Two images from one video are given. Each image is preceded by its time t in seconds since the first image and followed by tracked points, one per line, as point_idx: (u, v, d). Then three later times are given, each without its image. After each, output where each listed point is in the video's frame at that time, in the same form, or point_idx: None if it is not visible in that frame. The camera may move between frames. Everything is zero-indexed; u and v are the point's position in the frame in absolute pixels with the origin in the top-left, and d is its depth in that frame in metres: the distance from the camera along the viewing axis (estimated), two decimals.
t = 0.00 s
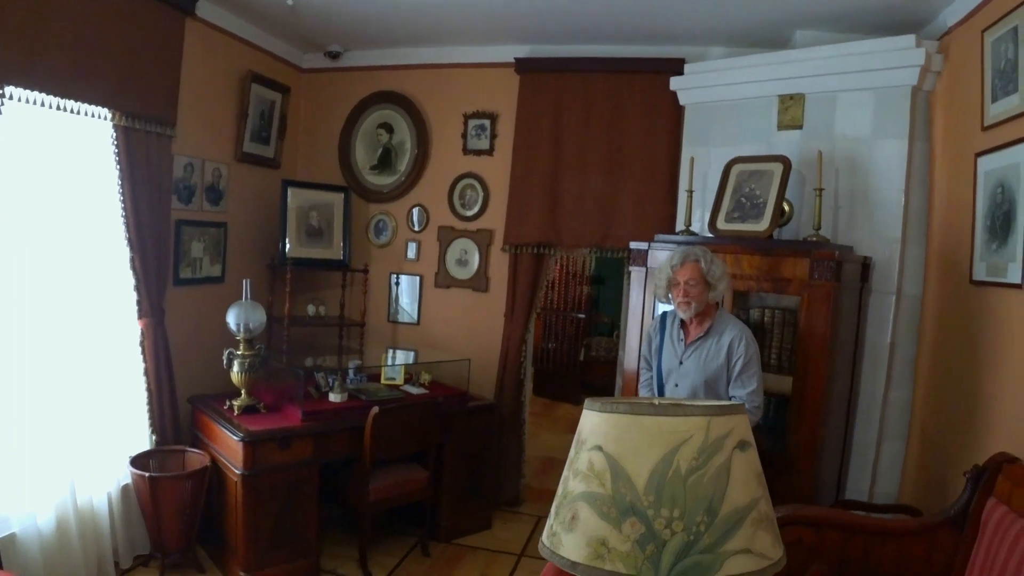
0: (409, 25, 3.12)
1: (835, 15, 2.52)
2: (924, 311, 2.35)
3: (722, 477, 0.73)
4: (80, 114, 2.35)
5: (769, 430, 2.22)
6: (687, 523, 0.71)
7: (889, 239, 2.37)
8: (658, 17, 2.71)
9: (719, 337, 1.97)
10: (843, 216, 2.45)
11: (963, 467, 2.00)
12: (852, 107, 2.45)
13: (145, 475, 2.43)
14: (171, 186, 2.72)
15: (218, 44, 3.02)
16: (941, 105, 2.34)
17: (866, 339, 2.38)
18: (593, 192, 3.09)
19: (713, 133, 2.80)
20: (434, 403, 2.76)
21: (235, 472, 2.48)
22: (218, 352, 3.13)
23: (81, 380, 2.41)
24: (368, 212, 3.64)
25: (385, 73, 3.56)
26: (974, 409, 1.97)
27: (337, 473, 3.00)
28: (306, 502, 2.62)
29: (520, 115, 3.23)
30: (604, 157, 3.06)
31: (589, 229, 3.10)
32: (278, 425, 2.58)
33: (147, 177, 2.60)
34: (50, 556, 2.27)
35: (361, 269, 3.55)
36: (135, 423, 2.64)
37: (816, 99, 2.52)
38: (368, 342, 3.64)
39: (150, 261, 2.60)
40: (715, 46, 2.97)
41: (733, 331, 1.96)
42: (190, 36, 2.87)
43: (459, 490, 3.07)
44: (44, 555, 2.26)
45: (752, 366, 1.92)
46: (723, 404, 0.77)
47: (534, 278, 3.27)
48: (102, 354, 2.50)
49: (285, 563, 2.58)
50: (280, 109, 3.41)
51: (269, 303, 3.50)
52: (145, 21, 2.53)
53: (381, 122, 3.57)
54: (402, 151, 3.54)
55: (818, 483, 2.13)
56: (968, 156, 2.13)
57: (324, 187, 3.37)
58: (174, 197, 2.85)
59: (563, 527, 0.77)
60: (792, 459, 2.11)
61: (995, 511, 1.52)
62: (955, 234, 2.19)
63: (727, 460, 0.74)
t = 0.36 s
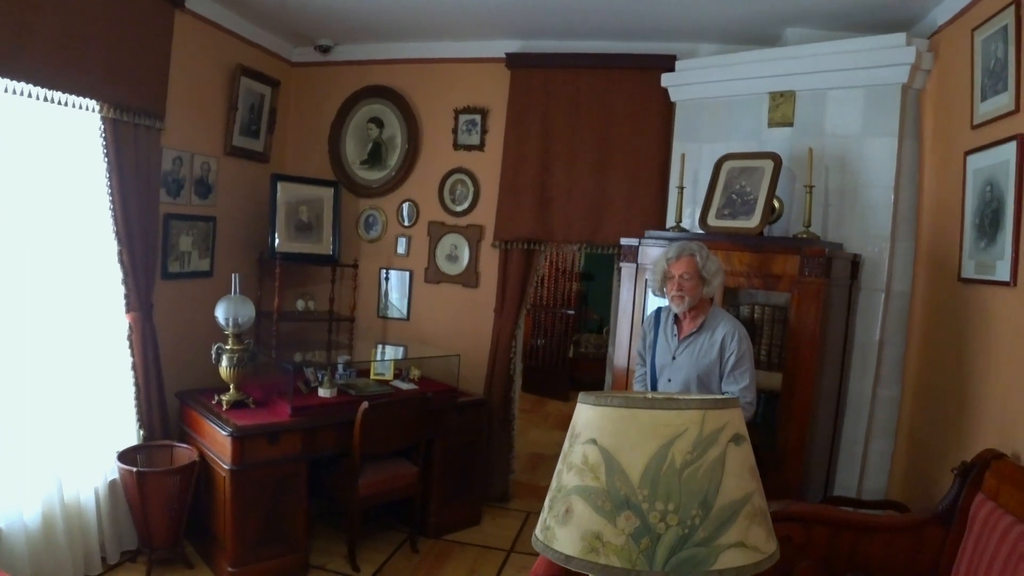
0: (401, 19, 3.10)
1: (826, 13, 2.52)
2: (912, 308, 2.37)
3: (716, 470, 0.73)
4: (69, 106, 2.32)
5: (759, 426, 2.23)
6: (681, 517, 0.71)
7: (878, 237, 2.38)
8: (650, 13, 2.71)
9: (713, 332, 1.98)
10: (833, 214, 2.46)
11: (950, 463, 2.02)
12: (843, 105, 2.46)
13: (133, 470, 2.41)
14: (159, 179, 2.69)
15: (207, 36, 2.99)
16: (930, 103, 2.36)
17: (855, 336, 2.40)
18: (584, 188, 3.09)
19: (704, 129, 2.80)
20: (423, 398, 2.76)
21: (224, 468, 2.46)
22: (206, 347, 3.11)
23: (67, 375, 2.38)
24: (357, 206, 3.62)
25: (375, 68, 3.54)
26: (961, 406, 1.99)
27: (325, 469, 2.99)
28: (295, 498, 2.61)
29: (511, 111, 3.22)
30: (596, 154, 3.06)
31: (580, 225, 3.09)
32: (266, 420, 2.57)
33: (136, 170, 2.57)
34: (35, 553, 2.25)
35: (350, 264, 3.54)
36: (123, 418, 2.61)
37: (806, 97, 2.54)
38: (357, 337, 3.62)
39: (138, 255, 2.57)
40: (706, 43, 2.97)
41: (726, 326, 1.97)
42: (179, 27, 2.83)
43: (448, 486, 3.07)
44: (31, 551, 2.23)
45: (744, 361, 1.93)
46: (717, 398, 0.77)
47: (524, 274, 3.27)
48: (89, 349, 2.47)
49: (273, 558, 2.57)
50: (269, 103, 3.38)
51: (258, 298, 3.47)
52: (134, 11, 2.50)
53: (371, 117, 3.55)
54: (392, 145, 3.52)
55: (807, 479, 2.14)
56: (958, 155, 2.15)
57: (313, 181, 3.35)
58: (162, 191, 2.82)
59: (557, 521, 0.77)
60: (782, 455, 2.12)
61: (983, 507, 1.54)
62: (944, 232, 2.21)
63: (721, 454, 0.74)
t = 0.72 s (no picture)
0: (398, 16, 3.09)
1: (822, 14, 2.53)
2: (905, 308, 2.39)
3: (715, 466, 0.74)
4: (64, 101, 2.31)
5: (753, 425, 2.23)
6: (680, 512, 0.72)
7: (872, 237, 2.40)
8: (647, 12, 2.71)
9: (708, 331, 1.99)
10: (827, 214, 2.48)
11: (942, 462, 2.03)
12: (838, 105, 2.47)
13: (127, 466, 2.40)
14: (155, 174, 2.68)
15: (203, 31, 2.97)
16: (925, 104, 2.37)
17: (849, 336, 2.41)
18: (580, 186, 3.09)
19: (700, 128, 2.81)
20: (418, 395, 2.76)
21: (218, 464, 2.45)
22: (200, 344, 3.10)
23: (61, 371, 2.37)
24: (353, 203, 3.61)
25: (372, 64, 3.53)
26: (954, 405, 2.01)
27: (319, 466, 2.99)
28: (289, 494, 2.61)
29: (507, 109, 3.22)
30: (592, 152, 3.06)
31: (575, 223, 3.10)
32: (260, 417, 2.56)
33: (131, 165, 2.56)
34: (28, 549, 2.24)
35: (345, 261, 3.53)
36: (117, 415, 2.60)
37: (802, 97, 2.54)
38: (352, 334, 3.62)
39: (134, 251, 2.56)
40: (703, 43, 2.98)
41: (721, 325, 1.97)
42: (175, 22, 2.82)
43: (443, 484, 3.07)
44: (23, 547, 2.22)
45: (739, 360, 1.94)
46: (715, 395, 0.78)
47: (520, 272, 3.27)
48: (83, 345, 2.46)
49: (268, 555, 2.57)
50: (265, 98, 3.37)
51: (253, 295, 3.46)
52: (131, 6, 2.49)
53: (367, 113, 3.54)
54: (388, 142, 3.51)
55: (801, 477, 2.15)
56: (952, 156, 2.16)
57: (308, 177, 3.34)
58: (157, 186, 2.81)
59: (556, 516, 0.78)
60: (776, 452, 2.13)
61: (974, 505, 1.55)
62: (938, 232, 2.22)
63: (719, 451, 0.74)
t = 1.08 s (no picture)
0: (398, 14, 3.09)
1: (821, 14, 2.54)
2: (903, 308, 2.40)
3: (716, 462, 0.74)
4: (64, 97, 2.31)
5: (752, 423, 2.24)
6: (681, 508, 0.72)
7: (870, 237, 2.40)
8: (647, 12, 2.71)
9: (707, 330, 1.99)
10: (826, 213, 2.48)
11: (939, 460, 2.04)
12: (836, 105, 2.48)
13: (125, 464, 2.40)
14: (154, 171, 2.67)
15: (202, 28, 2.97)
16: (923, 104, 2.38)
17: (847, 335, 2.42)
18: (579, 185, 3.09)
19: (699, 128, 2.82)
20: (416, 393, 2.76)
21: (216, 461, 2.45)
22: (199, 342, 3.10)
23: (59, 369, 2.37)
24: (351, 201, 3.61)
25: (371, 62, 3.53)
26: (951, 405, 2.02)
27: (317, 464, 2.99)
28: (287, 492, 2.61)
29: (507, 107, 3.22)
30: (591, 152, 3.07)
31: (574, 222, 3.10)
32: (258, 414, 2.56)
33: (131, 162, 2.56)
34: (26, 546, 2.24)
35: (344, 259, 3.53)
36: (115, 412, 2.60)
37: (800, 97, 2.55)
38: (350, 333, 3.62)
39: (132, 248, 2.56)
40: (702, 43, 2.98)
41: (719, 324, 1.98)
42: (175, 19, 2.82)
43: (440, 482, 3.07)
44: (21, 545, 2.22)
45: (737, 359, 1.94)
46: (717, 391, 0.78)
47: (518, 271, 3.27)
48: (81, 341, 2.45)
49: (266, 552, 2.57)
50: (264, 96, 3.37)
51: (252, 293, 3.46)
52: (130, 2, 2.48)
53: (366, 111, 3.54)
54: (387, 141, 3.51)
55: (798, 476, 2.16)
56: (950, 156, 2.17)
57: (307, 175, 3.34)
58: (156, 183, 2.80)
59: (557, 512, 0.78)
60: (773, 451, 2.14)
61: (972, 505, 1.56)
62: (936, 232, 2.23)
63: (720, 446, 0.75)
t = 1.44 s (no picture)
0: (404, 13, 3.09)
1: (829, 13, 2.53)
2: (911, 307, 2.39)
3: (729, 460, 0.74)
4: (72, 96, 2.32)
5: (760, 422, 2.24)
6: (694, 506, 0.72)
7: (878, 237, 2.40)
8: (653, 11, 2.71)
9: (715, 329, 1.99)
10: (833, 212, 2.48)
11: (947, 460, 2.03)
12: (844, 104, 2.47)
13: (133, 462, 2.41)
14: (161, 169, 2.68)
15: (209, 28, 2.98)
16: (931, 103, 2.37)
17: (854, 334, 2.41)
18: (585, 184, 3.10)
19: (706, 127, 2.81)
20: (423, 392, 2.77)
21: (224, 460, 2.46)
22: (206, 340, 3.11)
23: (67, 367, 2.38)
24: (358, 200, 3.62)
25: (377, 61, 3.53)
26: (958, 404, 2.01)
27: (324, 462, 2.99)
28: (294, 490, 2.62)
29: (513, 107, 3.22)
30: (598, 151, 3.07)
31: (580, 221, 3.10)
32: (266, 413, 2.57)
33: (138, 160, 2.57)
34: (35, 543, 2.25)
35: (350, 258, 3.54)
36: (123, 410, 2.62)
37: (808, 96, 2.54)
38: (357, 331, 3.63)
39: (139, 246, 2.57)
40: (709, 41, 2.97)
41: (728, 323, 1.98)
42: (182, 18, 2.83)
43: (447, 480, 3.08)
44: (30, 542, 2.23)
45: (746, 359, 1.95)
46: (729, 390, 0.78)
47: (525, 269, 3.27)
48: (89, 339, 2.46)
49: (273, 550, 2.58)
50: (271, 95, 3.38)
51: (259, 291, 3.48)
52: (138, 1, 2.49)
53: (373, 110, 3.54)
54: (393, 139, 3.52)
55: (805, 475, 2.16)
56: (958, 155, 2.16)
57: (314, 174, 3.35)
58: (163, 182, 2.81)
59: (570, 510, 0.78)
60: (781, 451, 2.13)
61: (980, 504, 1.56)
62: (943, 231, 2.22)
63: (733, 445, 0.75)
